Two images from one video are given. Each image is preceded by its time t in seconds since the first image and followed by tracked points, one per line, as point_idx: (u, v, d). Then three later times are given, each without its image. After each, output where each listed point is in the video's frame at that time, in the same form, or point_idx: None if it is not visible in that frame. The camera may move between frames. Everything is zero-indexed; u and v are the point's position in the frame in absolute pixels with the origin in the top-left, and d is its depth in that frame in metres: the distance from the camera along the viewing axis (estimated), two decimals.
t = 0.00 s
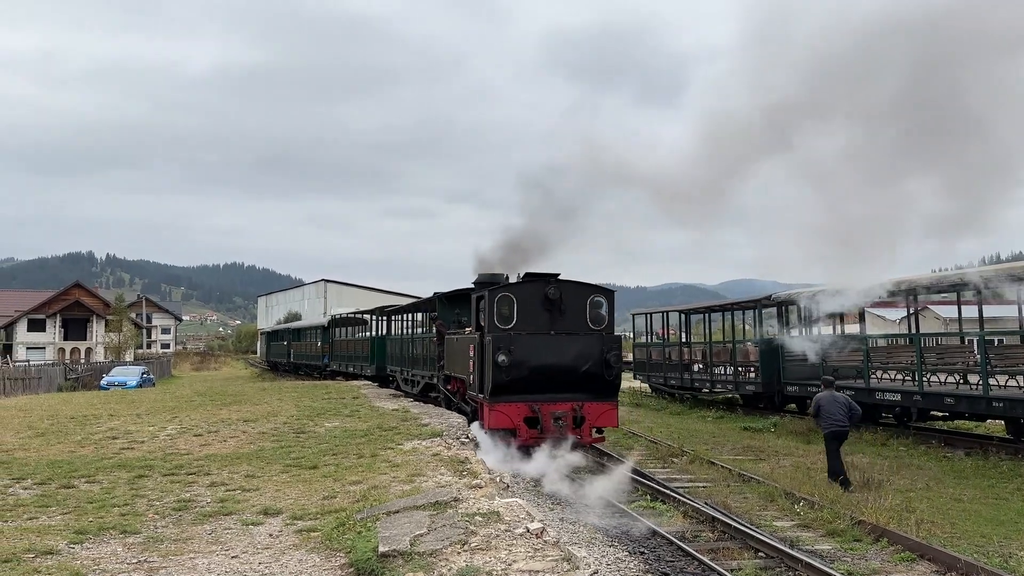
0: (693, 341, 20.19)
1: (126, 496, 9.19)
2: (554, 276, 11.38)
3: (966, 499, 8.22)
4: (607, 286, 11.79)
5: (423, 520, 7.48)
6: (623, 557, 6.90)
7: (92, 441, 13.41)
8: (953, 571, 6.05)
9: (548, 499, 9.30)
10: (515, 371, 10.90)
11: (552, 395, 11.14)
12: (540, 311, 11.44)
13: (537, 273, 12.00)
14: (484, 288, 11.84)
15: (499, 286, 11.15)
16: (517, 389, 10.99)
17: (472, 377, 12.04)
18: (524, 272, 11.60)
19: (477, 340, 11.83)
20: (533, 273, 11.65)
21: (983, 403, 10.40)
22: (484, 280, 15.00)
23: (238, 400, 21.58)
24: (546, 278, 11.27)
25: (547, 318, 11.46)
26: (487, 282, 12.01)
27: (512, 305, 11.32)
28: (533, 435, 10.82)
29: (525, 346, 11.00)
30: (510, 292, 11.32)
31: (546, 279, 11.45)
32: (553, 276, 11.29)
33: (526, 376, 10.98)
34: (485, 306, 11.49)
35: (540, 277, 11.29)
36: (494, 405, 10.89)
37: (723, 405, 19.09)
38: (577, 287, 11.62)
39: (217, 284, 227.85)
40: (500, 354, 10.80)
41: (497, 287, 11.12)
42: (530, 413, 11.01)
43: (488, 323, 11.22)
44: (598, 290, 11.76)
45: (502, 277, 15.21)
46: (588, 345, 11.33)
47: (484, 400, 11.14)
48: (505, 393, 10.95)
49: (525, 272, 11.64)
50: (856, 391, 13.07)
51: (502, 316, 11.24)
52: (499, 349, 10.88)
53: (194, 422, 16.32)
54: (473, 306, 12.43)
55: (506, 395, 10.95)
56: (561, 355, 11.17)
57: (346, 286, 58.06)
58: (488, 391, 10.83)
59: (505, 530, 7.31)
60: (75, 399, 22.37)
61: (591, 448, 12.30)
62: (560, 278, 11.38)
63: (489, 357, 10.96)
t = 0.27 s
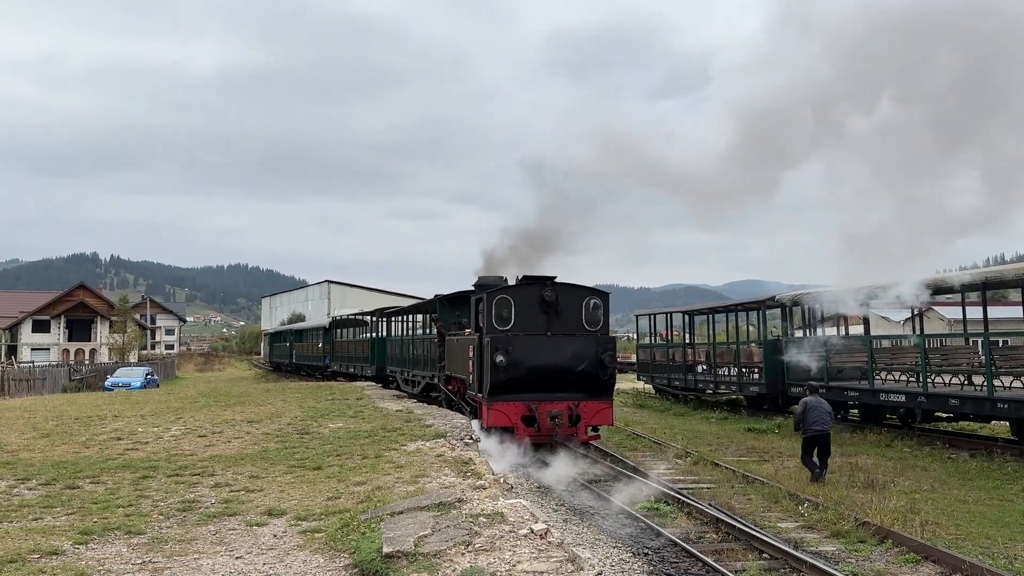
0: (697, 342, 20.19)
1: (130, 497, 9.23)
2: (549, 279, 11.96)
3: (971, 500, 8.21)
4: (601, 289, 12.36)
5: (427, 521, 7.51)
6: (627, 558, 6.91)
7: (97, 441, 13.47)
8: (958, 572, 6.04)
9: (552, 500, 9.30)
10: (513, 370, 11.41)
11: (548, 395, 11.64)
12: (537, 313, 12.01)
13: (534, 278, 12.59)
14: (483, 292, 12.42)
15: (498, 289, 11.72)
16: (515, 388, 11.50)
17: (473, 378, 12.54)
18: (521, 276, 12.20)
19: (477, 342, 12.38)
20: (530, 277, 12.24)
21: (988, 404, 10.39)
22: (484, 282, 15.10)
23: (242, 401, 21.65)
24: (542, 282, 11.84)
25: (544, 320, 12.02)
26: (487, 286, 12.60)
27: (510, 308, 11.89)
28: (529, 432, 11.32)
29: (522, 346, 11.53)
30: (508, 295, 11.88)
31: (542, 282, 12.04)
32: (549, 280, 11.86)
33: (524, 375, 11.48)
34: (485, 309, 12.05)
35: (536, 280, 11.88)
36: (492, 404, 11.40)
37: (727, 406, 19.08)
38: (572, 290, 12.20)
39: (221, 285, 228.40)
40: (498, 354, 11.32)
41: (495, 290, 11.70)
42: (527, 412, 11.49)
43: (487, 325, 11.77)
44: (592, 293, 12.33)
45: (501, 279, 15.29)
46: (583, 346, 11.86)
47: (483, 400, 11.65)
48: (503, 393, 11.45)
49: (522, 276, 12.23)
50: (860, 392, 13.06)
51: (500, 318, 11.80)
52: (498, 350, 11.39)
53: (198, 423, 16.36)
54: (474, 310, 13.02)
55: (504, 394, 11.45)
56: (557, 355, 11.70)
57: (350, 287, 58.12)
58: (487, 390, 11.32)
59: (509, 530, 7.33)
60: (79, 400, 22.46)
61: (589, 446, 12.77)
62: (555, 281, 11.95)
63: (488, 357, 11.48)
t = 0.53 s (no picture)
0: (700, 343, 20.17)
1: (133, 498, 9.25)
2: (547, 282, 12.27)
3: (975, 501, 8.20)
4: (597, 291, 12.68)
5: (430, 522, 7.51)
6: (630, 559, 6.90)
7: (100, 442, 13.50)
8: (962, 573, 6.04)
9: (556, 501, 9.27)
10: (511, 371, 11.80)
11: (545, 395, 12.02)
12: (534, 314, 12.35)
13: (531, 280, 12.92)
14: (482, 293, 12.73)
15: (496, 291, 12.04)
16: (512, 388, 11.89)
17: (472, 378, 12.86)
18: (520, 278, 12.51)
19: (475, 341, 12.75)
20: (527, 279, 12.55)
21: (991, 406, 10.37)
22: (483, 283, 15.16)
23: (245, 402, 21.67)
24: (539, 284, 12.16)
25: (541, 321, 12.38)
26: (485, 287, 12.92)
27: (508, 310, 12.23)
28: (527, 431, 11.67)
29: (520, 347, 11.90)
30: (506, 297, 12.20)
31: (539, 284, 12.36)
32: (547, 283, 12.18)
33: (521, 376, 11.87)
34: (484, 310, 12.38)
35: (533, 283, 12.20)
36: (490, 403, 11.77)
37: (730, 407, 19.05)
38: (569, 292, 12.54)
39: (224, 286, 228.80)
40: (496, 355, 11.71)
41: (494, 292, 12.01)
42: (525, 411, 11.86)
43: (485, 326, 12.12)
44: (588, 296, 12.67)
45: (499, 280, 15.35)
46: (578, 347, 12.27)
47: (481, 399, 12.02)
48: (501, 392, 11.84)
49: (520, 278, 12.53)
50: (863, 393, 13.03)
51: (499, 319, 12.14)
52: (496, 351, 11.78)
53: (201, 424, 16.38)
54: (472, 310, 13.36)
55: (501, 394, 11.84)
56: (554, 356, 12.09)
57: (353, 288, 58.15)
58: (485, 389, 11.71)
59: (511, 531, 7.33)
60: (83, 401, 22.54)
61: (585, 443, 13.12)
62: (553, 284, 12.27)
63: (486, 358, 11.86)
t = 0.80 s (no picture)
0: (702, 344, 20.16)
1: (136, 499, 9.27)
2: (543, 285, 12.67)
3: (977, 502, 8.18)
4: (592, 293, 13.04)
5: (432, 523, 7.52)
6: (632, 561, 6.90)
7: (103, 443, 13.54)
8: (965, 575, 6.03)
9: (557, 502, 9.26)
10: (508, 371, 12.16)
11: (542, 394, 12.38)
12: (531, 317, 12.73)
13: (528, 282, 13.31)
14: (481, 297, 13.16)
15: (493, 294, 12.46)
16: (510, 388, 12.24)
17: (473, 380, 13.18)
18: (517, 281, 12.93)
19: (474, 343, 13.15)
20: (524, 282, 12.97)
21: (994, 407, 10.35)
22: (484, 285, 15.28)
23: (247, 403, 21.70)
24: (536, 287, 12.56)
25: (538, 323, 12.75)
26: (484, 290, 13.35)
27: (505, 312, 12.64)
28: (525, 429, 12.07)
29: (517, 348, 12.27)
30: (503, 300, 12.61)
31: (535, 287, 12.77)
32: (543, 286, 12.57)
33: (519, 376, 12.22)
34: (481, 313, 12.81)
35: (529, 286, 12.60)
36: (489, 403, 12.13)
37: (732, 408, 19.03)
38: (565, 295, 12.92)
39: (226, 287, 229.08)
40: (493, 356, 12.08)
41: (491, 295, 12.44)
42: (522, 410, 12.23)
43: (483, 328, 12.53)
44: (583, 298, 13.04)
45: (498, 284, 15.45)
46: (575, 348, 12.59)
47: (480, 399, 12.41)
48: (499, 392, 12.20)
49: (517, 281, 12.96)
50: (866, 395, 13.01)
51: (496, 321, 12.54)
52: (494, 352, 12.16)
53: (204, 424, 16.41)
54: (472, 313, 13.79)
55: (499, 394, 12.20)
56: (550, 356, 12.43)
57: (354, 288, 58.19)
58: (483, 389, 12.07)
59: (513, 532, 7.34)
60: (85, 401, 22.60)
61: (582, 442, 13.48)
62: (548, 286, 12.65)
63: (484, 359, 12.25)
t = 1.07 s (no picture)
0: (704, 345, 20.14)
1: (137, 499, 9.27)
2: (540, 287, 13.14)
3: (979, 503, 8.17)
4: (588, 295, 13.52)
5: (433, 524, 7.51)
6: (634, 561, 6.89)
7: (105, 443, 13.55)
8: None
9: (558, 503, 9.24)
10: (506, 371, 12.54)
11: (539, 394, 12.75)
12: (528, 318, 13.18)
13: (526, 285, 13.75)
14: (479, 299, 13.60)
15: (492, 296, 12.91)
16: (508, 387, 12.61)
17: (471, 380, 13.48)
18: (515, 284, 13.40)
19: (473, 344, 13.54)
20: (521, 284, 13.44)
21: (996, 407, 10.34)
22: (484, 285, 15.38)
23: (249, 404, 21.70)
24: (533, 289, 13.02)
25: (535, 324, 13.20)
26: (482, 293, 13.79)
27: (504, 313, 13.07)
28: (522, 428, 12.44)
29: (515, 348, 12.66)
30: (502, 302, 13.05)
31: (532, 289, 13.24)
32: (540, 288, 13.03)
33: (516, 376, 12.60)
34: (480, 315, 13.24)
35: (527, 288, 13.07)
36: (488, 402, 12.49)
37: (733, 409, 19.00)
38: (561, 297, 13.39)
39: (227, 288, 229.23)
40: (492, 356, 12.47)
41: (490, 297, 12.89)
42: (520, 409, 12.59)
43: (482, 329, 12.95)
44: (579, 300, 13.50)
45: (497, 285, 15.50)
46: (571, 348, 13.00)
47: (479, 398, 12.77)
48: (497, 391, 12.57)
49: (515, 284, 13.43)
50: (868, 396, 12.99)
51: (495, 323, 12.97)
52: (493, 352, 12.54)
53: (205, 425, 16.42)
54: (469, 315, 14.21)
55: (498, 393, 12.57)
56: (547, 357, 12.83)
57: (355, 289, 58.21)
58: (482, 388, 12.43)
59: (515, 533, 7.33)
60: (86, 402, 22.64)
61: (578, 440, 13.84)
62: (545, 288, 13.11)
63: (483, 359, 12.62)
